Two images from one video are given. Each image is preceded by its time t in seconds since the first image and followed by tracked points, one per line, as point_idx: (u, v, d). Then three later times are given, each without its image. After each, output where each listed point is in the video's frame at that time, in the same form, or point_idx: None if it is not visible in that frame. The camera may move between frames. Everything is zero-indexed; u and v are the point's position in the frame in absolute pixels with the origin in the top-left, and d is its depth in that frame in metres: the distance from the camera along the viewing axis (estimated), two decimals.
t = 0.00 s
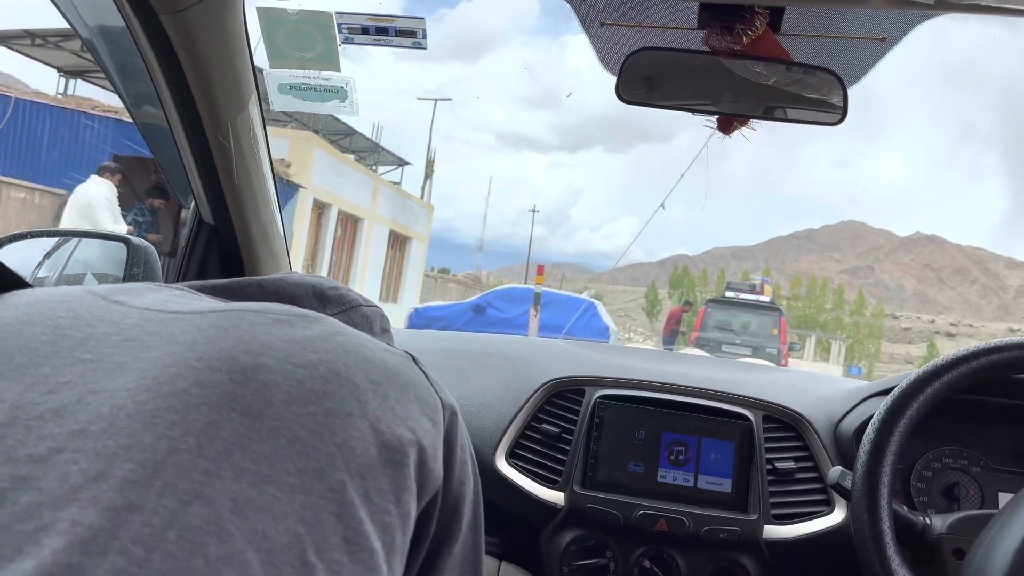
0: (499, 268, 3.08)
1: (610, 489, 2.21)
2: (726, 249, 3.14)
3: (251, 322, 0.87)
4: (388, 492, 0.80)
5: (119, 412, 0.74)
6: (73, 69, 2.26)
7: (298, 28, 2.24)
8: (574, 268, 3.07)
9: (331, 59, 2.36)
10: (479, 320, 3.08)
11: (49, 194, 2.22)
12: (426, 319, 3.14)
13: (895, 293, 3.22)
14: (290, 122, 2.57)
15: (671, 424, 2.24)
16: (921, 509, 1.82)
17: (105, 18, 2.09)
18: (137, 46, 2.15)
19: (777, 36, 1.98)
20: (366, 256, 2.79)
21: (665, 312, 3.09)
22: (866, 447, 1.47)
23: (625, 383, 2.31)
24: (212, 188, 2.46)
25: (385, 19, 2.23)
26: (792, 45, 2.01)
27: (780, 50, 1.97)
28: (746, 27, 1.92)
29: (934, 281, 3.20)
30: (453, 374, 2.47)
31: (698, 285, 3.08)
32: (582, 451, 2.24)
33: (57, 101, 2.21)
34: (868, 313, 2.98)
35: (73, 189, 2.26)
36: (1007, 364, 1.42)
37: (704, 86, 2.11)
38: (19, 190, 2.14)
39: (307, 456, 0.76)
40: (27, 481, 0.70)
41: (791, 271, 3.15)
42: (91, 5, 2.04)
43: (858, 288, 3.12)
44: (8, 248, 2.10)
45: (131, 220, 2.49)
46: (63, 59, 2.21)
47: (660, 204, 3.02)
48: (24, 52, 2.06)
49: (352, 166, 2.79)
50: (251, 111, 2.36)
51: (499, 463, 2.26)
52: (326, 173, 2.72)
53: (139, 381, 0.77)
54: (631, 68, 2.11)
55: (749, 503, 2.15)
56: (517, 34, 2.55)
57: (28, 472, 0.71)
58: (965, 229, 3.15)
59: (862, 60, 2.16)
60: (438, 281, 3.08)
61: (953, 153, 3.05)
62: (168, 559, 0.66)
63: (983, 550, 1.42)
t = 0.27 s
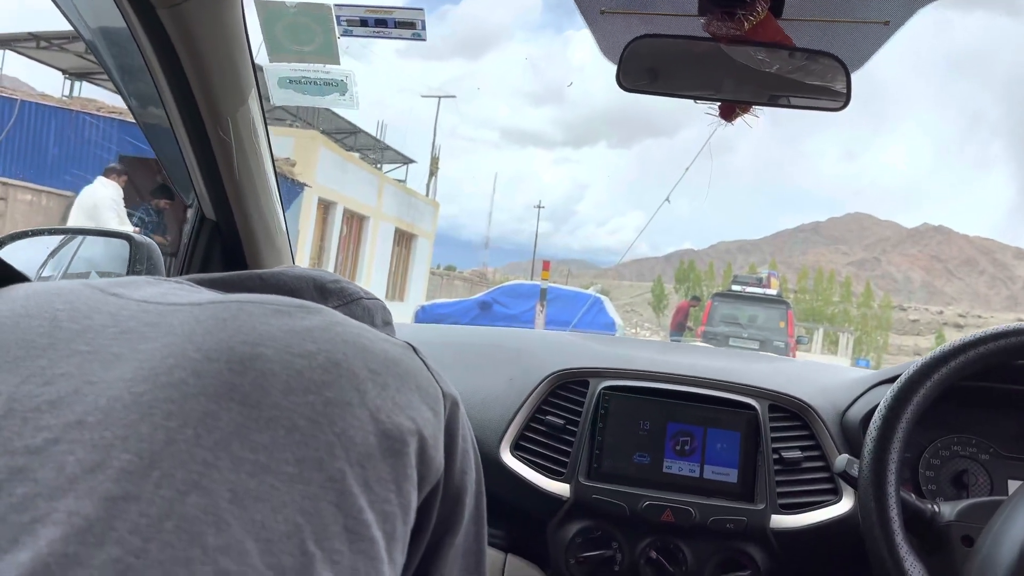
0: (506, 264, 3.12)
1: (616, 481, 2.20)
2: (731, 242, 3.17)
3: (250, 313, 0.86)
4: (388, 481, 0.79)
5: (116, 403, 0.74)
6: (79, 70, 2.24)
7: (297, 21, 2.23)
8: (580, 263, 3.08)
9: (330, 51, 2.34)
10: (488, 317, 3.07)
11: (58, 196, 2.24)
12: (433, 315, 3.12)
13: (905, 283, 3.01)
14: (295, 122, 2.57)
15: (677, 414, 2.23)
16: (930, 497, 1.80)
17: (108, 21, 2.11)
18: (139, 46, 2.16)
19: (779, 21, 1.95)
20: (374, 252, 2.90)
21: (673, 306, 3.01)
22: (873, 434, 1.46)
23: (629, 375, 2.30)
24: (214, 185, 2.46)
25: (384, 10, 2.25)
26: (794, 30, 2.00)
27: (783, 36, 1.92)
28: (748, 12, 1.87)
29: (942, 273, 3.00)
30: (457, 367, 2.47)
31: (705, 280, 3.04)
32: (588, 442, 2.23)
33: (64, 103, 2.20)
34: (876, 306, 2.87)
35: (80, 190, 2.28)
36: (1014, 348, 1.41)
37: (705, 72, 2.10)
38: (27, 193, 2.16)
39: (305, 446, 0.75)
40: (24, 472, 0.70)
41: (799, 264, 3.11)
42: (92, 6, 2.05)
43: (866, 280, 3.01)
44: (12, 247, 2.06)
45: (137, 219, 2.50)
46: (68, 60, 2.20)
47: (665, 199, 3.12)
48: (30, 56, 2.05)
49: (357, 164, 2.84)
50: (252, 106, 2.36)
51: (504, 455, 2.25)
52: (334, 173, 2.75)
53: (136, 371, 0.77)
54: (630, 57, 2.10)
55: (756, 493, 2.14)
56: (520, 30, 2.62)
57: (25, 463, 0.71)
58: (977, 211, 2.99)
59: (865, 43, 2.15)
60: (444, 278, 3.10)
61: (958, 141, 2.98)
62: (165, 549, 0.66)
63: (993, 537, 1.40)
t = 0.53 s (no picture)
0: (512, 260, 2.98)
1: (625, 475, 2.20)
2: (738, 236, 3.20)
3: (256, 309, 0.86)
4: (398, 477, 0.79)
5: (123, 400, 0.74)
6: (83, 72, 2.27)
7: (300, 16, 2.22)
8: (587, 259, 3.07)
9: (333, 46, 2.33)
10: (493, 314, 3.02)
11: (64, 197, 2.27)
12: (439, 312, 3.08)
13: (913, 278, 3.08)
14: (298, 119, 2.57)
15: (686, 408, 2.22)
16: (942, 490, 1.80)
17: (112, 21, 2.11)
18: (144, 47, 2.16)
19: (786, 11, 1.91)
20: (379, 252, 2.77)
21: (680, 301, 3.08)
22: (883, 426, 1.45)
23: (638, 369, 2.29)
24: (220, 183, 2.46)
25: (387, 5, 2.24)
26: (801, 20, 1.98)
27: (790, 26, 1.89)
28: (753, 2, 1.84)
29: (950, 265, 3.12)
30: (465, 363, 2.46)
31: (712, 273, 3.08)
32: (596, 437, 2.22)
33: (69, 104, 2.23)
34: (884, 298, 2.95)
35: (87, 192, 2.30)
36: None
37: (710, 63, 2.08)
38: (33, 194, 2.20)
39: (314, 442, 0.75)
40: (32, 470, 0.70)
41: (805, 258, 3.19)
42: (96, 7, 2.06)
43: (873, 273, 3.06)
44: (18, 246, 2.06)
45: (145, 219, 2.51)
46: (73, 62, 2.24)
47: (670, 193, 3.02)
48: (34, 57, 2.08)
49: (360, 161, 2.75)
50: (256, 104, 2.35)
51: (513, 450, 2.25)
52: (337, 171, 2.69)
53: (143, 368, 0.77)
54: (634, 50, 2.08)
55: (766, 486, 2.13)
56: (525, 26, 2.63)
57: (33, 461, 0.71)
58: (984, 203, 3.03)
59: (873, 31, 2.12)
60: (450, 275, 3.03)
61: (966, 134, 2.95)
62: (175, 546, 0.66)
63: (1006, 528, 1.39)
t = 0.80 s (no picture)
0: (516, 258, 3.03)
1: (630, 472, 2.20)
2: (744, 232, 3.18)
3: (261, 308, 0.87)
4: (403, 474, 0.79)
5: (130, 399, 0.74)
6: (87, 72, 2.25)
7: (304, 16, 2.23)
8: (591, 256, 3.05)
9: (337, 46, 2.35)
10: (497, 311, 3.05)
11: (69, 197, 2.26)
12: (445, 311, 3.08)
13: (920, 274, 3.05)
14: (303, 119, 2.59)
15: (691, 404, 2.23)
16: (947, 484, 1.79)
17: (116, 20, 2.12)
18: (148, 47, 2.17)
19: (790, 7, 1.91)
20: (382, 250, 2.81)
21: (684, 297, 3.06)
22: (889, 421, 1.44)
23: (642, 366, 2.29)
24: (224, 183, 2.47)
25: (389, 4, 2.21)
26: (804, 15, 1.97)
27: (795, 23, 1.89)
28: None
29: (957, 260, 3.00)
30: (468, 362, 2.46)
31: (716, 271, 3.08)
32: (601, 434, 2.23)
33: (74, 104, 2.21)
34: (889, 293, 2.88)
35: (91, 194, 2.30)
36: None
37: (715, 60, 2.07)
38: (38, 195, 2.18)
39: (319, 439, 0.75)
40: (40, 468, 0.71)
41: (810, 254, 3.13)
42: (99, 6, 2.07)
43: (879, 268, 3.03)
44: (24, 246, 2.11)
45: (150, 219, 2.52)
46: (76, 62, 2.21)
47: (675, 190, 3.06)
48: (38, 58, 2.05)
49: (364, 160, 2.78)
50: (259, 102, 2.36)
51: (518, 447, 2.25)
52: (340, 170, 2.71)
53: (149, 368, 0.77)
54: (636, 47, 2.08)
55: (772, 482, 2.13)
56: (528, 24, 2.60)
57: (41, 460, 0.71)
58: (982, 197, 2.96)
59: (876, 25, 2.12)
60: (455, 273, 3.01)
61: (972, 128, 2.92)
62: (181, 543, 0.66)
63: (1012, 524, 1.39)
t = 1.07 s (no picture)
0: (518, 257, 3.03)
1: (632, 469, 2.20)
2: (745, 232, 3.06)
3: (261, 306, 0.87)
4: (404, 471, 0.79)
5: (130, 396, 0.74)
6: (88, 72, 2.23)
7: (305, 14, 2.23)
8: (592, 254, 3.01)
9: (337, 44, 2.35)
10: (499, 310, 3.10)
11: (69, 197, 2.24)
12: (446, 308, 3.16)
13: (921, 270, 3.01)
14: (304, 118, 2.64)
15: (692, 402, 2.22)
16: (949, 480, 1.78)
17: (117, 20, 2.13)
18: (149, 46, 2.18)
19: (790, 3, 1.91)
20: (384, 249, 2.85)
21: (685, 295, 3.04)
22: (890, 417, 1.44)
23: (643, 363, 2.29)
24: (225, 181, 2.47)
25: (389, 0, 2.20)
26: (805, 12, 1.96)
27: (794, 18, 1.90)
28: None
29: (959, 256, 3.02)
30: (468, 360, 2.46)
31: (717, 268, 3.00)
32: (603, 431, 2.23)
33: (76, 104, 2.19)
34: (893, 291, 2.84)
35: (92, 194, 2.28)
36: None
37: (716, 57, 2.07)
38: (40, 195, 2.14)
39: (320, 436, 0.75)
40: (41, 466, 0.71)
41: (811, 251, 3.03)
42: (100, 6, 2.08)
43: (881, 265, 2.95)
44: (25, 246, 2.11)
45: (150, 218, 2.51)
46: (78, 62, 2.19)
47: (676, 187, 3.02)
48: (39, 58, 2.02)
49: (366, 159, 2.79)
50: (260, 101, 2.36)
51: (520, 445, 2.25)
52: (342, 169, 2.73)
53: (149, 365, 0.77)
54: (637, 45, 2.07)
55: (774, 479, 2.13)
56: (529, 20, 2.55)
57: (42, 457, 0.71)
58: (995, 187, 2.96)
59: (877, 20, 2.11)
60: (456, 271, 3.05)
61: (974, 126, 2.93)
62: (182, 539, 0.66)
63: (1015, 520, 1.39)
